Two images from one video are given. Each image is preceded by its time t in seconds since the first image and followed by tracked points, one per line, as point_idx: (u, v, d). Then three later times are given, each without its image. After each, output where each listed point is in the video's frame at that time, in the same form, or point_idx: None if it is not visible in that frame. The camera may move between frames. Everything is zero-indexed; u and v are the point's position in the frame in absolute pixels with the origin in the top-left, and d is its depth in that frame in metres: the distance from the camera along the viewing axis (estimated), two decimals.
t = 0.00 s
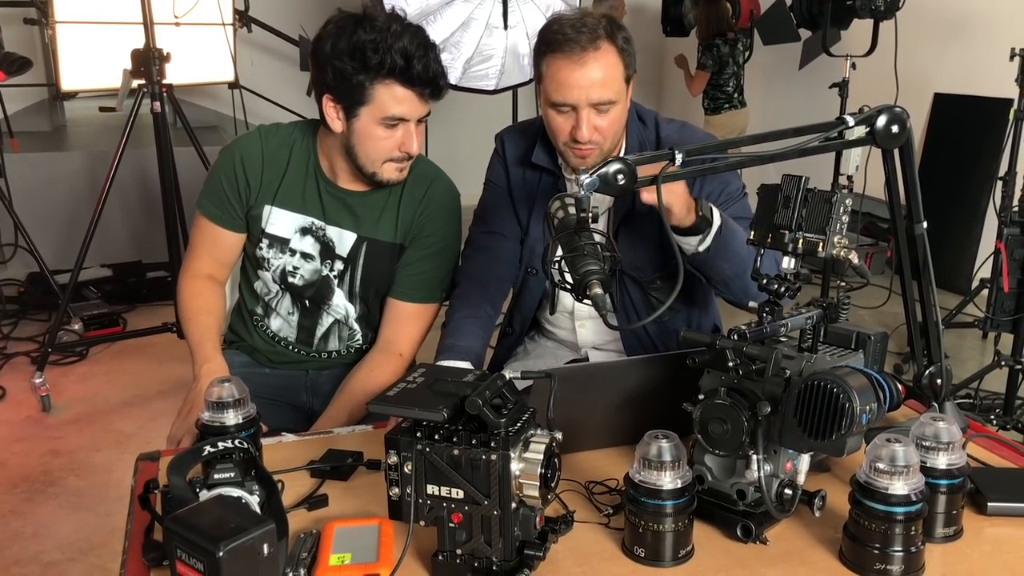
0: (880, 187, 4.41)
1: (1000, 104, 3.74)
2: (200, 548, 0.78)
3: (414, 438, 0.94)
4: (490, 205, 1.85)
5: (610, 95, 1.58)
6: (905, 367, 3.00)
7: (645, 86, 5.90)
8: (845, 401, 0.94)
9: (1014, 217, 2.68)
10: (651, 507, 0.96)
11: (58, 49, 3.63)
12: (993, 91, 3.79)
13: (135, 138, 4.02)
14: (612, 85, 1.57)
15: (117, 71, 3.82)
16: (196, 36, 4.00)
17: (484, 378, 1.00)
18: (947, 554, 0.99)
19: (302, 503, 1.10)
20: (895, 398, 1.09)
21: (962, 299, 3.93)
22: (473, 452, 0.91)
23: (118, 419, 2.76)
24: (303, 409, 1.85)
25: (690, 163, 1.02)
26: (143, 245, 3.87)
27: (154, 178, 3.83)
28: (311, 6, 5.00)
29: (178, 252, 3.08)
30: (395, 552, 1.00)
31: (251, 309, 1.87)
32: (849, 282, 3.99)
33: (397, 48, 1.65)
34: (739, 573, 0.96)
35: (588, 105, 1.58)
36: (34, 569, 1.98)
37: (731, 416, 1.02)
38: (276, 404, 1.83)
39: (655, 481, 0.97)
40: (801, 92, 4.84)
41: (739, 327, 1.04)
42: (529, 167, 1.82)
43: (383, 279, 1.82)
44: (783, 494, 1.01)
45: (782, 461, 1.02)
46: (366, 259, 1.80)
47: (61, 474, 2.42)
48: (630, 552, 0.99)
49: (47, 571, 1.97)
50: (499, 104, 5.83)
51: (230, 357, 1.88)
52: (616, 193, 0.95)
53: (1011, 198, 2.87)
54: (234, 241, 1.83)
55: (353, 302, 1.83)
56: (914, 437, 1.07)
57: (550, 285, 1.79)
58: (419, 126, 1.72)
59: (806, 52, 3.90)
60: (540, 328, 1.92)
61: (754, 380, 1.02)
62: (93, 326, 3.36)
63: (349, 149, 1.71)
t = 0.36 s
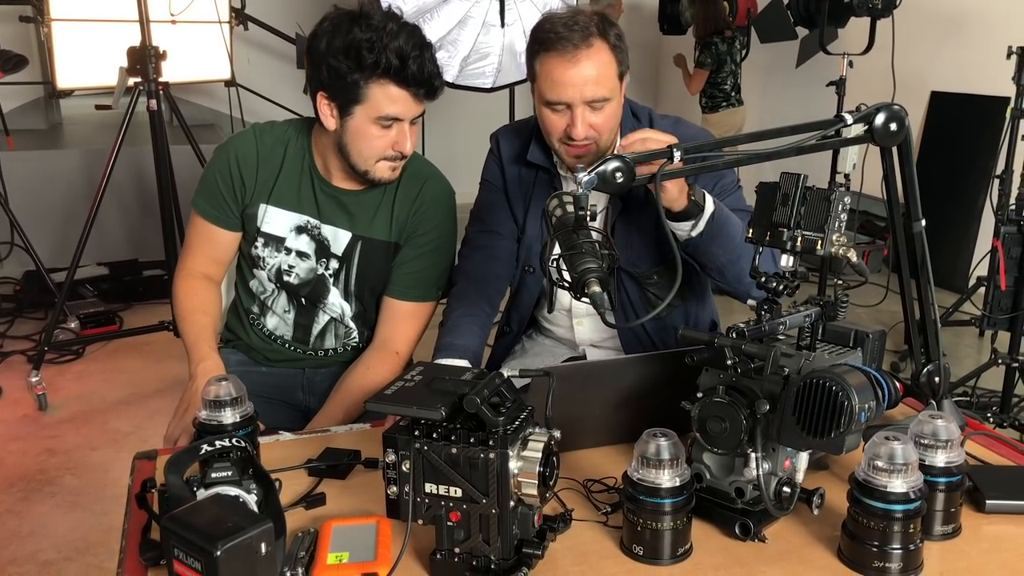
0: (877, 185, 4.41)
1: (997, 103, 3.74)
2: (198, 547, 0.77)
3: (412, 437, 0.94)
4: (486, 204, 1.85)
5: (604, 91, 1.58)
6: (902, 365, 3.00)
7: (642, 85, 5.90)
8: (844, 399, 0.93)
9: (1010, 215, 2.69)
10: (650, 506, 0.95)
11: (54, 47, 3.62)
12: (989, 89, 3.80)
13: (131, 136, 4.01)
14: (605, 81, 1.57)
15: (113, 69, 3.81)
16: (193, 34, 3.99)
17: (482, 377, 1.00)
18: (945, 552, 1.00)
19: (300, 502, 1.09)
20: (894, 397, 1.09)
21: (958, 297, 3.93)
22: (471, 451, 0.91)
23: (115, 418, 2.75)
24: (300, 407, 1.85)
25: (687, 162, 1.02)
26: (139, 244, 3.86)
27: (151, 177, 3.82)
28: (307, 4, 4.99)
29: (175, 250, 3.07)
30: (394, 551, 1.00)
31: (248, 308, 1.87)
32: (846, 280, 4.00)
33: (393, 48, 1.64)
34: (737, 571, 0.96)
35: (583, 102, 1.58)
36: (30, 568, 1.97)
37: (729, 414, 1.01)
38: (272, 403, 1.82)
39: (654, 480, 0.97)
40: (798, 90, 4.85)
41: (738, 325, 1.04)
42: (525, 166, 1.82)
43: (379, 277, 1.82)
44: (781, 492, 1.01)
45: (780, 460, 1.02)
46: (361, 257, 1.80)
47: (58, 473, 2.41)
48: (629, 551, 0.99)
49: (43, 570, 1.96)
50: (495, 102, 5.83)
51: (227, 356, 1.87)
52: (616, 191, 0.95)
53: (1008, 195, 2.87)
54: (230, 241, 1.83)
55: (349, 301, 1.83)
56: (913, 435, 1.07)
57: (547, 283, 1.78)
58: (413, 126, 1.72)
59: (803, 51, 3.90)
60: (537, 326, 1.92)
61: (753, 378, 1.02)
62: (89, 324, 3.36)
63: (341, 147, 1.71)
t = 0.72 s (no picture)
0: (876, 186, 4.42)
1: (995, 105, 3.75)
2: (199, 548, 0.77)
3: (413, 439, 0.94)
4: (486, 206, 1.86)
5: (602, 97, 1.58)
6: (901, 366, 3.00)
7: (642, 85, 5.90)
8: (844, 401, 0.94)
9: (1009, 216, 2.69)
10: (650, 508, 0.96)
11: (54, 47, 3.62)
12: (988, 91, 3.80)
13: (131, 136, 4.02)
14: (603, 87, 1.57)
15: (114, 69, 3.81)
16: (193, 35, 3.99)
17: (483, 378, 1.00)
18: (945, 554, 1.00)
19: (301, 504, 1.09)
20: (894, 399, 1.09)
21: (958, 298, 3.94)
22: (472, 453, 0.91)
23: (115, 419, 2.75)
24: (299, 409, 1.84)
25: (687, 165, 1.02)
26: (139, 244, 3.86)
27: (150, 177, 3.82)
28: (308, 4, 4.99)
29: (175, 250, 3.07)
30: (395, 553, 1.00)
31: (248, 309, 1.87)
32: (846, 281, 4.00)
33: (390, 52, 1.64)
34: (737, 573, 0.96)
35: (580, 108, 1.58)
36: (30, 569, 1.97)
37: (730, 416, 1.01)
38: (272, 405, 1.82)
39: (655, 482, 0.97)
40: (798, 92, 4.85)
41: (738, 327, 1.04)
42: (523, 169, 1.82)
43: (378, 278, 1.82)
44: (782, 494, 1.02)
45: (781, 462, 1.02)
46: (360, 259, 1.80)
47: (58, 473, 2.41)
48: (630, 553, 0.99)
49: (43, 571, 1.96)
50: (495, 103, 5.83)
51: (226, 357, 1.87)
52: (616, 193, 0.95)
53: (1007, 197, 2.88)
54: (229, 243, 1.83)
55: (347, 302, 1.83)
56: (913, 437, 1.07)
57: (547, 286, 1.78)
58: (410, 130, 1.71)
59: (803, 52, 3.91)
60: (536, 328, 1.93)
61: (754, 380, 1.02)
62: (89, 325, 3.35)
63: (338, 149, 1.71)
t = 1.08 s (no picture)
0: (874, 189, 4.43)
1: (992, 108, 3.76)
2: (195, 554, 0.77)
3: (411, 443, 0.94)
4: (486, 209, 1.84)
5: (601, 99, 1.58)
6: (899, 370, 3.01)
7: (640, 89, 5.91)
8: (843, 405, 0.94)
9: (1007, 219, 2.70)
10: (648, 513, 0.95)
11: (52, 51, 3.62)
12: (985, 95, 3.81)
13: (129, 139, 4.02)
14: (602, 88, 1.57)
15: (112, 72, 3.81)
16: (191, 38, 3.99)
17: (480, 382, 0.99)
18: (943, 559, 1.00)
19: (297, 508, 1.09)
20: (892, 402, 1.09)
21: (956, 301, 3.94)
22: (469, 457, 0.91)
23: (112, 422, 2.74)
24: (295, 413, 1.85)
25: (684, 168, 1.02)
26: (137, 247, 3.86)
27: (148, 180, 3.81)
28: (305, 8, 4.99)
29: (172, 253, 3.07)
30: (392, 557, 0.99)
31: (244, 313, 1.87)
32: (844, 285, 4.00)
33: (386, 58, 1.64)
34: None
35: (579, 109, 1.58)
36: (26, 573, 1.97)
37: (727, 420, 1.01)
38: (268, 409, 1.83)
39: (652, 486, 0.96)
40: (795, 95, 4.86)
41: (736, 331, 1.04)
42: (524, 174, 1.82)
43: (375, 282, 1.81)
44: (780, 498, 1.02)
45: (778, 466, 1.02)
46: (356, 263, 1.80)
47: (55, 478, 2.41)
48: (628, 557, 0.99)
49: None
50: (493, 106, 5.84)
51: (224, 361, 1.87)
52: (614, 197, 0.95)
53: (1005, 200, 2.88)
54: (227, 247, 1.83)
55: (344, 306, 1.83)
56: (911, 441, 1.07)
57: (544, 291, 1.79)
58: (406, 134, 1.71)
59: (800, 56, 3.91)
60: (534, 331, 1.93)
61: (751, 384, 1.02)
62: (86, 328, 3.35)
63: (334, 154, 1.71)
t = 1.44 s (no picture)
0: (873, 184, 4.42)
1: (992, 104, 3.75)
2: (192, 551, 0.77)
3: (408, 439, 0.93)
4: (497, 201, 1.83)
5: (605, 101, 1.56)
6: (898, 365, 3.01)
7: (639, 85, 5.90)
8: (842, 400, 0.93)
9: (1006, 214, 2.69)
10: (647, 508, 0.95)
11: (48, 47, 3.61)
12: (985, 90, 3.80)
13: (127, 136, 4.01)
14: (608, 91, 1.56)
15: (109, 69, 3.80)
16: (189, 35, 3.99)
17: (478, 378, 0.99)
18: (943, 554, 0.99)
19: (295, 505, 1.09)
20: (891, 397, 1.08)
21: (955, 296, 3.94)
22: (467, 453, 0.90)
23: (110, 419, 2.74)
24: (293, 409, 1.84)
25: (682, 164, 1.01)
26: (135, 244, 3.85)
27: (146, 177, 3.81)
28: (303, 4, 4.98)
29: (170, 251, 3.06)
30: (389, 553, 0.99)
31: (241, 309, 1.86)
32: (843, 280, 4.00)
33: (381, 54, 1.63)
34: (734, 573, 0.95)
35: (580, 107, 1.57)
36: (25, 570, 1.96)
37: (726, 415, 1.01)
38: (267, 406, 1.83)
39: (651, 482, 0.96)
40: (794, 90, 4.85)
41: (734, 326, 1.04)
42: (537, 172, 1.80)
43: (372, 278, 1.81)
44: (778, 493, 1.01)
45: (777, 461, 1.02)
46: (353, 259, 1.79)
47: (53, 475, 2.40)
48: (626, 553, 0.98)
49: (38, 573, 1.96)
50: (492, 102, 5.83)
51: (221, 358, 1.87)
52: (612, 192, 0.95)
53: (1004, 195, 2.88)
54: (224, 243, 1.82)
55: (342, 303, 1.83)
56: (910, 436, 1.07)
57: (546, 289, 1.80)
58: (401, 130, 1.71)
59: (799, 51, 3.90)
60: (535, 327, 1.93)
61: (750, 379, 1.02)
62: (85, 326, 3.34)
63: (330, 150, 1.70)
